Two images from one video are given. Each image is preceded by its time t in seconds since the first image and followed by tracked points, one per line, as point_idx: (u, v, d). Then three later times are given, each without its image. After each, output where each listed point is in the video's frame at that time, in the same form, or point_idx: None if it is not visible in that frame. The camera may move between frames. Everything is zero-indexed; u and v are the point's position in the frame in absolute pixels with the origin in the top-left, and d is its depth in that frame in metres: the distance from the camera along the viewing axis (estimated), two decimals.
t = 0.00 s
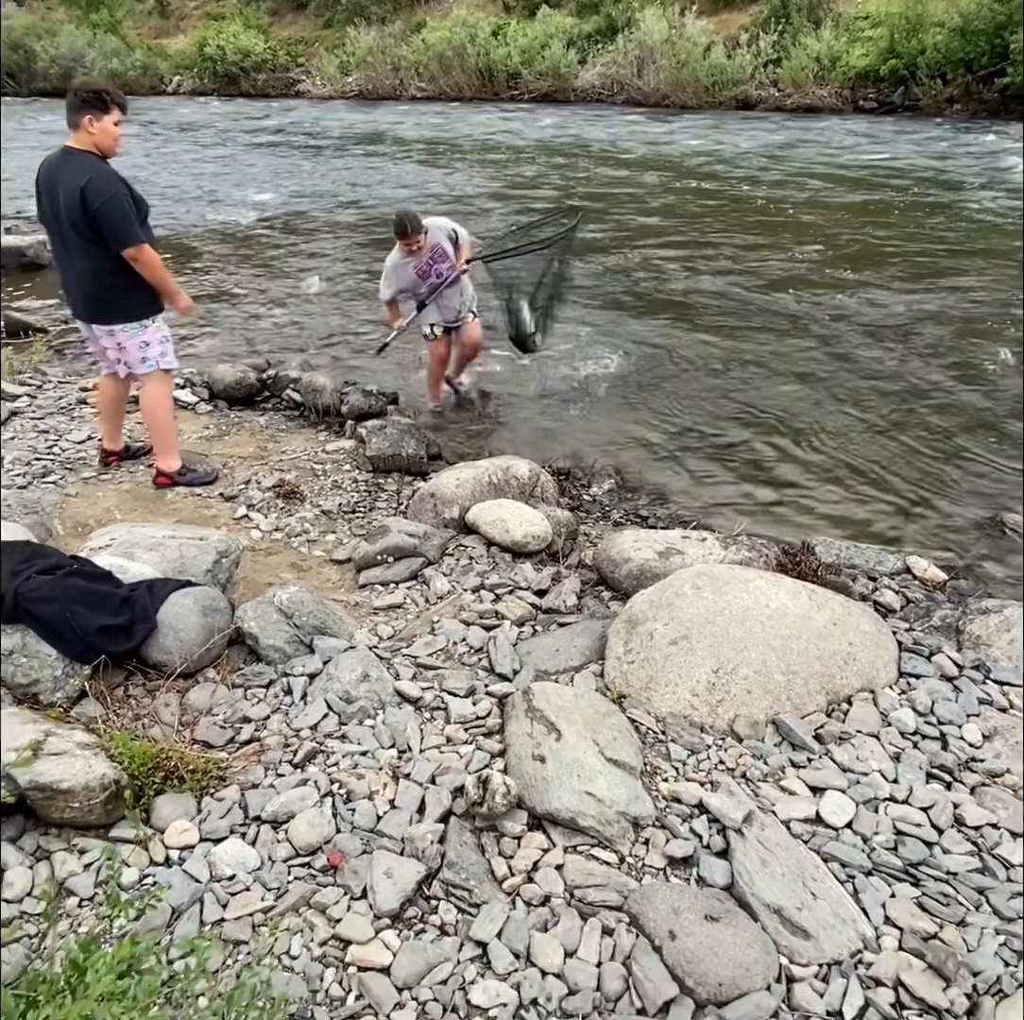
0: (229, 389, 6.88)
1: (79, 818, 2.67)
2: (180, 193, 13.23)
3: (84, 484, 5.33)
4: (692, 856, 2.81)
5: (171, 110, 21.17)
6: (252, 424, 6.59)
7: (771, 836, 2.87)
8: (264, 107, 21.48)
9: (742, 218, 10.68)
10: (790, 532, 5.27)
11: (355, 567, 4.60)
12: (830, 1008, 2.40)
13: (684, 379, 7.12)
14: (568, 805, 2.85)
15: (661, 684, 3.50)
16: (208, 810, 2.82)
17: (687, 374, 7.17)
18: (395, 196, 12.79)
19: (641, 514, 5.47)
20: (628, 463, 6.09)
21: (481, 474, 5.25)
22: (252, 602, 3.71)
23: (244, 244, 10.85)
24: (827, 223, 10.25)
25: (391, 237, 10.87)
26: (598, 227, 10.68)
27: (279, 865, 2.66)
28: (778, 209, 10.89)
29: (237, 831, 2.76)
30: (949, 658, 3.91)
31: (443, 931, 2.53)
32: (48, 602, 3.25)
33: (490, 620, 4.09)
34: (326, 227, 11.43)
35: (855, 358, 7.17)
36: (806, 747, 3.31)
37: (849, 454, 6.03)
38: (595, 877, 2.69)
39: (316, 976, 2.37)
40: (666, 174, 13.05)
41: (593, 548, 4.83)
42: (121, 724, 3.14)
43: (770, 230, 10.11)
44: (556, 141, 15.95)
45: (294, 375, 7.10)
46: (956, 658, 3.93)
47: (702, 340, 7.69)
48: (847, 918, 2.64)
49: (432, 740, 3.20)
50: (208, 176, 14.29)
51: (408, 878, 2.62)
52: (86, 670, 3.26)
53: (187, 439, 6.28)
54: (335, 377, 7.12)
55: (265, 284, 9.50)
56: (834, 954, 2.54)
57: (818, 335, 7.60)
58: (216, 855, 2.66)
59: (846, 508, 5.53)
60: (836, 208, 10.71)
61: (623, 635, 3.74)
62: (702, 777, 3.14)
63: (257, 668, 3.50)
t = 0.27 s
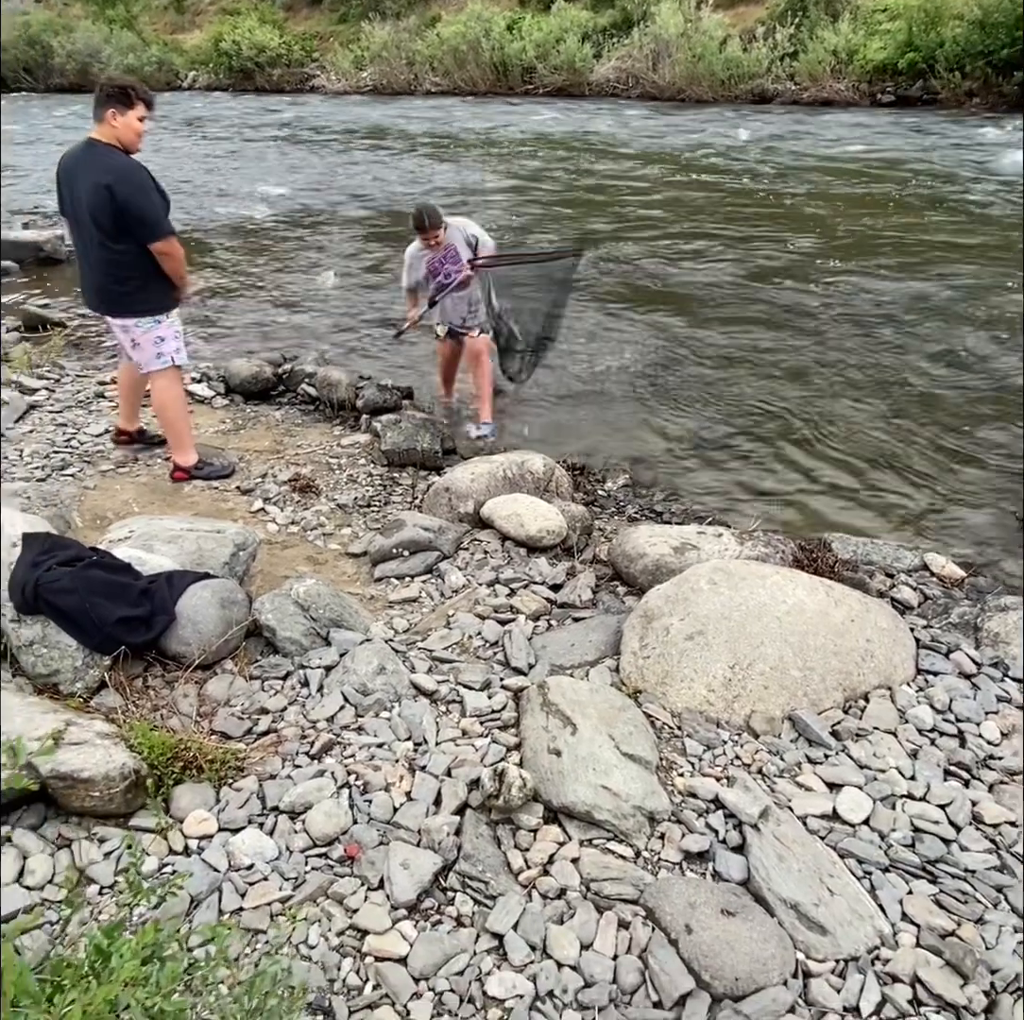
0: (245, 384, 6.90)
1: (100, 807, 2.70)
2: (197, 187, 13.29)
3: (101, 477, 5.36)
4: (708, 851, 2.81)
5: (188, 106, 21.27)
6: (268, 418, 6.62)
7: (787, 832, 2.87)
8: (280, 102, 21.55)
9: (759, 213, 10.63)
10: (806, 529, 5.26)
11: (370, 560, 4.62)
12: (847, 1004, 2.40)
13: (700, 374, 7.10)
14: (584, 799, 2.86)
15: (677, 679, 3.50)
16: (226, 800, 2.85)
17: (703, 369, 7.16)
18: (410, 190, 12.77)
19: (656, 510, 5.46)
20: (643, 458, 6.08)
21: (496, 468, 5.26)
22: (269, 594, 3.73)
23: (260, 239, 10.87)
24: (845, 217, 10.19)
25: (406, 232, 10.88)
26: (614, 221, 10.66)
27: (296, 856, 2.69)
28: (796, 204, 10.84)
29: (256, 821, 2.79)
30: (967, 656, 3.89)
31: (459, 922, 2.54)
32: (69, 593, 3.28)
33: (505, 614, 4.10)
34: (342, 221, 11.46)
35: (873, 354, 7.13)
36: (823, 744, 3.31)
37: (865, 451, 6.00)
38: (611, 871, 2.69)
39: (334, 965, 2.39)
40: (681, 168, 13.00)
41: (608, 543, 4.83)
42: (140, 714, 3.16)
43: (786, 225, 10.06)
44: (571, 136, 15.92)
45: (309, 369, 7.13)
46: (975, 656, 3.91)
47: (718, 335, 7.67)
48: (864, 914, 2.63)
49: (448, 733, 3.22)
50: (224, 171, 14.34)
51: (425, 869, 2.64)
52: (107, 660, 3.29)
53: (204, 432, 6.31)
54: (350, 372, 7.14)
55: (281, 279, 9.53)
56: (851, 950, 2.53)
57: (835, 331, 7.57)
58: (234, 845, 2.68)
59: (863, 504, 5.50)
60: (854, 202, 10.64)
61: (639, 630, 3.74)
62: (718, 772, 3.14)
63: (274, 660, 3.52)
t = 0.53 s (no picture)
0: (262, 380, 6.93)
1: (121, 800, 2.71)
2: (215, 185, 13.34)
3: (120, 473, 5.39)
4: (727, 851, 2.80)
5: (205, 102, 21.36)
6: (284, 415, 6.64)
7: (807, 833, 2.87)
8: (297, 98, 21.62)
9: (775, 210, 10.59)
10: (823, 529, 5.24)
11: (387, 557, 4.62)
12: (868, 1006, 2.40)
13: (716, 372, 7.09)
14: (603, 797, 2.86)
15: (695, 678, 3.49)
16: (246, 795, 2.86)
17: (719, 367, 7.14)
18: (425, 188, 12.78)
19: (672, 508, 5.45)
20: (659, 457, 6.07)
21: (512, 466, 5.26)
22: (288, 589, 3.74)
23: (277, 236, 10.91)
24: (863, 215, 10.15)
25: (422, 229, 10.90)
26: (630, 218, 10.65)
27: (316, 851, 2.70)
28: (813, 201, 10.80)
29: (276, 816, 2.80)
30: (988, 657, 3.87)
31: (479, 919, 2.54)
32: (91, 589, 3.30)
33: (522, 612, 4.10)
34: (358, 218, 11.49)
35: (891, 353, 7.10)
36: (842, 744, 3.30)
37: (883, 450, 5.98)
38: (630, 869, 2.69)
39: (354, 961, 2.40)
40: (698, 166, 12.97)
41: (624, 541, 4.82)
42: (161, 708, 3.19)
43: (802, 224, 10.01)
44: (587, 132, 15.90)
45: (326, 366, 7.15)
46: (995, 657, 3.89)
47: (735, 333, 7.65)
48: (885, 916, 2.63)
49: (466, 730, 3.22)
50: (241, 168, 14.40)
51: (444, 866, 2.64)
52: (127, 655, 3.31)
53: (222, 429, 6.34)
54: (367, 369, 7.15)
55: (297, 276, 9.56)
56: (872, 952, 2.53)
57: (853, 329, 7.53)
58: (255, 840, 2.70)
59: (881, 504, 5.48)
60: (872, 200, 10.60)
61: (657, 629, 3.73)
62: (737, 772, 3.13)
63: (293, 656, 3.54)
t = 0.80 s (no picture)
0: (276, 380, 6.93)
1: (140, 797, 2.71)
2: (228, 185, 13.37)
3: (135, 471, 5.39)
4: (747, 854, 2.78)
5: (218, 103, 21.39)
6: (298, 414, 6.64)
7: (827, 837, 2.84)
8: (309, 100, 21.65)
9: (790, 210, 10.54)
10: (839, 531, 5.21)
11: (401, 557, 4.62)
12: (891, 1012, 2.37)
13: (731, 373, 7.05)
14: (621, 798, 2.85)
15: (713, 681, 3.48)
16: (263, 793, 2.86)
17: (734, 367, 7.10)
18: (438, 188, 12.78)
19: (687, 509, 5.43)
20: (673, 457, 6.05)
21: (526, 466, 5.24)
22: (304, 588, 3.73)
23: (290, 236, 10.92)
24: (877, 215, 10.10)
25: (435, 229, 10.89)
26: (643, 218, 10.62)
27: (334, 849, 2.69)
28: (827, 202, 10.75)
29: (293, 814, 2.80)
30: (1008, 661, 3.83)
31: (498, 919, 2.53)
32: (109, 585, 3.30)
33: (538, 612, 4.08)
34: (371, 219, 11.49)
35: (908, 354, 7.06)
36: (862, 748, 3.27)
37: (900, 451, 5.94)
38: (649, 870, 2.68)
39: (372, 960, 2.39)
40: (711, 166, 12.93)
41: (639, 541, 4.80)
42: (178, 706, 3.19)
43: (818, 224, 9.96)
44: (601, 133, 15.88)
45: (339, 365, 7.15)
46: (1016, 661, 3.86)
47: (749, 333, 7.61)
48: (907, 921, 2.60)
49: (483, 729, 3.21)
50: (254, 168, 14.43)
51: (462, 865, 2.63)
52: (146, 651, 3.32)
53: (236, 428, 6.34)
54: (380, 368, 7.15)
55: (310, 276, 9.57)
56: (895, 958, 2.50)
57: (870, 329, 7.49)
58: (272, 838, 2.69)
59: (898, 505, 5.45)
60: (887, 201, 10.54)
61: (674, 630, 3.71)
62: (755, 775, 3.11)
63: (309, 654, 3.53)
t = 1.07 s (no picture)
0: (286, 381, 6.93)
1: (150, 797, 2.70)
2: (238, 188, 13.39)
3: (145, 471, 5.39)
4: (760, 860, 2.76)
5: (228, 105, 21.43)
6: (308, 415, 6.64)
7: (842, 844, 2.82)
8: (320, 103, 21.67)
9: (802, 214, 10.50)
10: (853, 535, 5.18)
11: (412, 558, 4.60)
12: None
13: (743, 375, 7.01)
14: (633, 803, 2.82)
15: (725, 685, 3.45)
16: (274, 794, 2.85)
17: (746, 370, 7.07)
18: (448, 191, 12.78)
19: (699, 513, 5.41)
20: (684, 460, 6.03)
21: (537, 468, 5.22)
22: (314, 588, 3.72)
23: (300, 238, 10.92)
24: (891, 219, 10.05)
25: (445, 232, 10.89)
26: (654, 221, 10.60)
27: (344, 852, 2.68)
28: (839, 206, 10.71)
29: (304, 817, 2.78)
30: None
31: (509, 924, 2.51)
32: (120, 584, 3.29)
33: (548, 615, 4.06)
34: (381, 221, 11.49)
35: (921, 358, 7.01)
36: (876, 754, 3.24)
37: (913, 456, 5.90)
38: (662, 876, 2.66)
39: (383, 964, 2.37)
40: (722, 170, 12.90)
41: (650, 544, 4.78)
42: (188, 706, 3.18)
43: (830, 227, 9.92)
44: (611, 137, 15.85)
45: (350, 367, 7.14)
46: None
47: (761, 336, 7.57)
48: (924, 930, 2.57)
49: (493, 732, 3.19)
50: (265, 170, 14.45)
51: (473, 869, 2.61)
52: (157, 649, 3.31)
53: (246, 428, 6.35)
54: (390, 370, 7.14)
55: (321, 278, 9.57)
56: (911, 967, 2.47)
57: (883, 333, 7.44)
58: (283, 839, 2.68)
59: (911, 510, 5.41)
60: (900, 204, 10.49)
61: (686, 633, 3.69)
62: (769, 780, 3.09)
63: (319, 655, 3.52)
